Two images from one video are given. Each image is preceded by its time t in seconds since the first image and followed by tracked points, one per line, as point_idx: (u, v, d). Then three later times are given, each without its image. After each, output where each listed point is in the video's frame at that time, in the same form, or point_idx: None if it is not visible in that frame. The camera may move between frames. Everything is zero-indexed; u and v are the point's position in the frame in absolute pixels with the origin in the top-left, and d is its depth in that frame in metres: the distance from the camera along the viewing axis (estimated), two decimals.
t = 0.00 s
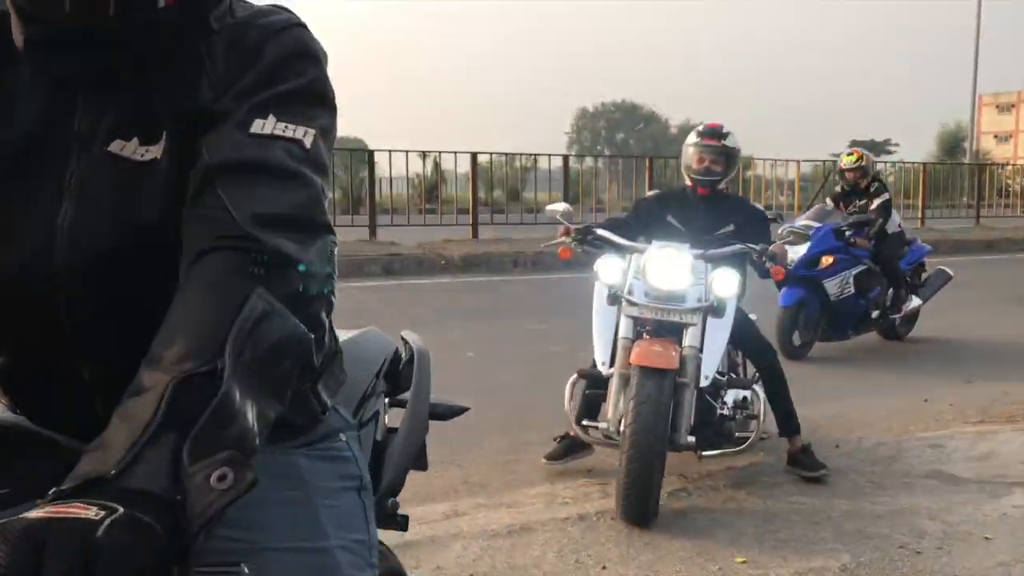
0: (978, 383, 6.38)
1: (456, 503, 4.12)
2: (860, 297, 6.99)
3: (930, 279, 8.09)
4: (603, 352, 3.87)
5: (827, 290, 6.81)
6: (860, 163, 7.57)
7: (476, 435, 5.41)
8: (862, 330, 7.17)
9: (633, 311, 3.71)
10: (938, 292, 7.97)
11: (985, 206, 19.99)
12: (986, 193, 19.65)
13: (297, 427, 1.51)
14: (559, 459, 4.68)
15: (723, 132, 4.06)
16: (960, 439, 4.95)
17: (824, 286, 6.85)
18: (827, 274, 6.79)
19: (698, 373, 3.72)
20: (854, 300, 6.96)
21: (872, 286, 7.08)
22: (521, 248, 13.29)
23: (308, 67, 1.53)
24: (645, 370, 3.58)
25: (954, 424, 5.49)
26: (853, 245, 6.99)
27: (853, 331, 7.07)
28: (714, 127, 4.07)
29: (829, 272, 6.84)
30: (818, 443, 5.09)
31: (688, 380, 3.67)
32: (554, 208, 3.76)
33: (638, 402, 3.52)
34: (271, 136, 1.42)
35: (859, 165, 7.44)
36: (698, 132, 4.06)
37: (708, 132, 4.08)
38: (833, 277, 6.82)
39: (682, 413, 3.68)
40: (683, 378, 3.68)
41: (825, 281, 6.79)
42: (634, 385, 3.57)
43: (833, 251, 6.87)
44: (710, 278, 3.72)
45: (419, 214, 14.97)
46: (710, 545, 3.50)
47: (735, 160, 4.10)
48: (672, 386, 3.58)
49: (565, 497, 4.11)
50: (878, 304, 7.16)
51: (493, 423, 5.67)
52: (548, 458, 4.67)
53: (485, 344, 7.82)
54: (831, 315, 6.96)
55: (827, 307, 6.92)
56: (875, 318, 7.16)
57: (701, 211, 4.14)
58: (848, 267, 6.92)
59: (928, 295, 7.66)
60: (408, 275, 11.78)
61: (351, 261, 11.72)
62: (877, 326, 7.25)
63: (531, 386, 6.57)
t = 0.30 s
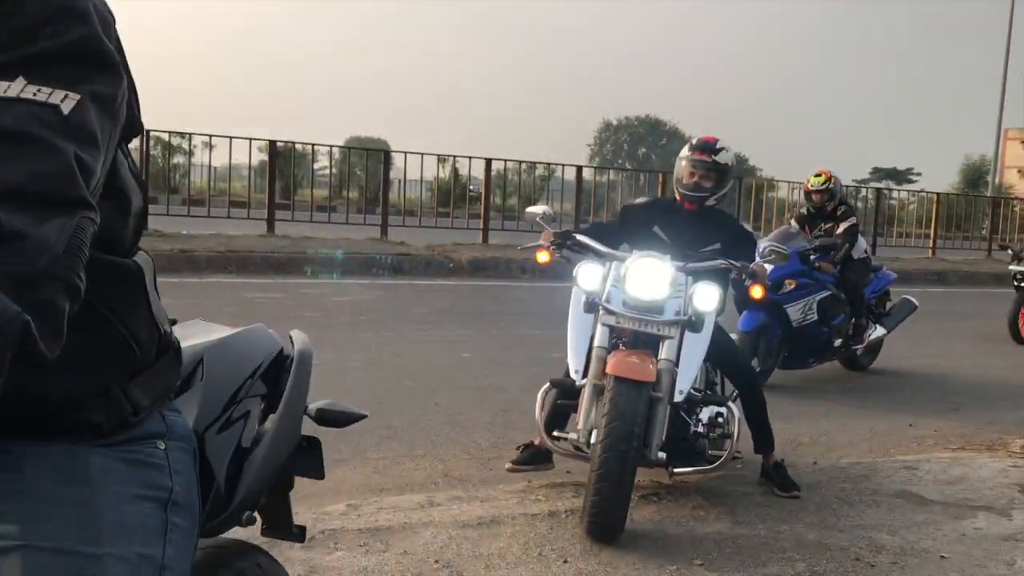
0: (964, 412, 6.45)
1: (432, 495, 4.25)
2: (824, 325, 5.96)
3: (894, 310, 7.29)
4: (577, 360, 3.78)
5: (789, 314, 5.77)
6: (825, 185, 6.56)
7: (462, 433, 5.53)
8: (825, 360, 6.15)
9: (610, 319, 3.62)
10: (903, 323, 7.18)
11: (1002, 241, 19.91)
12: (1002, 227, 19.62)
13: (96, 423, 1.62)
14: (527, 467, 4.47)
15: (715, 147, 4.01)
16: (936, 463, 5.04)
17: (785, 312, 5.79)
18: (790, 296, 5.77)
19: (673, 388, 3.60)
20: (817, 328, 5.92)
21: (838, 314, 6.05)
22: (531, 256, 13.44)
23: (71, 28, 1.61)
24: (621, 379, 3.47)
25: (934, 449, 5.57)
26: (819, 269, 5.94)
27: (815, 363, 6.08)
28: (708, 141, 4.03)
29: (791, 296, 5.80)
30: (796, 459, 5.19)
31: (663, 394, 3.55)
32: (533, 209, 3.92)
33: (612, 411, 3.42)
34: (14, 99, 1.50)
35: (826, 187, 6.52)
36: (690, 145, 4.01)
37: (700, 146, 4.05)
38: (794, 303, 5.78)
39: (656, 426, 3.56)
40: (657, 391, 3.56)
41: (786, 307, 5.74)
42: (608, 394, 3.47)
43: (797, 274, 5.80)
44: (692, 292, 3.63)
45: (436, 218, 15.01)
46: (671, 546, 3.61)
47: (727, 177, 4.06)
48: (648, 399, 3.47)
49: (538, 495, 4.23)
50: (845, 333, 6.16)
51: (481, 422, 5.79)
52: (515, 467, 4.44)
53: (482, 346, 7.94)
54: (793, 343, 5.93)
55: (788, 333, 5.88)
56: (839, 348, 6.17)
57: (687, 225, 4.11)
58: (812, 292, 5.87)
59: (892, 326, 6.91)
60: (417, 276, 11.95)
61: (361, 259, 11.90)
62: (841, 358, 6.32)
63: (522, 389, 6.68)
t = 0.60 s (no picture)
0: (975, 397, 6.46)
1: (437, 478, 4.38)
2: (808, 318, 5.95)
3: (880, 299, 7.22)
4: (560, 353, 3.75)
5: (773, 309, 5.75)
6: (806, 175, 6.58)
7: (471, 421, 5.65)
8: (810, 354, 6.16)
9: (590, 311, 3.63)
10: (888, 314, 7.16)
11: None
12: None
13: None
14: (511, 464, 4.46)
15: (694, 139, 4.11)
16: (939, 447, 5.09)
17: (769, 304, 5.78)
18: (773, 290, 5.73)
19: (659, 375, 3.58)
20: (802, 321, 5.91)
21: (822, 306, 6.05)
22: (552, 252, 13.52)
23: None
24: (597, 370, 3.43)
25: (940, 433, 5.61)
26: (801, 261, 5.93)
27: (799, 357, 6.09)
28: (686, 133, 4.12)
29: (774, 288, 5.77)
30: (799, 444, 5.26)
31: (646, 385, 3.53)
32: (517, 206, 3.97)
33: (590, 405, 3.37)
34: None
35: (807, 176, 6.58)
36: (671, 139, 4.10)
37: (678, 138, 4.14)
38: (779, 295, 5.76)
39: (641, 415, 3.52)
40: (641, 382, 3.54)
41: (770, 300, 5.72)
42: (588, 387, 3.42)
43: (779, 266, 5.78)
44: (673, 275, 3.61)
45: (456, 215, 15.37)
46: (666, 522, 3.72)
47: (707, 167, 4.15)
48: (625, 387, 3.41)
49: (541, 477, 4.35)
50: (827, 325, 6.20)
51: (491, 411, 5.90)
52: (499, 466, 4.44)
53: (496, 339, 8.06)
54: (776, 338, 5.92)
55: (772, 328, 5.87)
56: (824, 340, 6.20)
57: (670, 218, 4.21)
58: (796, 284, 5.85)
59: (878, 319, 6.93)
60: (437, 273, 12.07)
61: (382, 257, 12.05)
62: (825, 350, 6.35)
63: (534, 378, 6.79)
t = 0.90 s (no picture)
0: (969, 395, 6.53)
1: (432, 466, 4.51)
2: (782, 318, 6.09)
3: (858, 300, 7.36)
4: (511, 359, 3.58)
5: (749, 309, 5.86)
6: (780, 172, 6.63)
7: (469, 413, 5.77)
8: (786, 354, 6.33)
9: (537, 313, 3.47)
10: (867, 314, 7.29)
11: None
12: None
13: None
14: (476, 478, 4.04)
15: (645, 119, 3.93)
16: (926, 442, 5.18)
17: (745, 304, 5.89)
18: (749, 290, 5.82)
19: (608, 371, 3.40)
20: (776, 321, 6.05)
21: (796, 308, 6.20)
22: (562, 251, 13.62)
23: None
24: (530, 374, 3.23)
25: (931, 428, 5.70)
26: (776, 260, 6.03)
27: (776, 357, 6.25)
28: (637, 113, 3.94)
29: (751, 288, 5.86)
30: (789, 437, 5.35)
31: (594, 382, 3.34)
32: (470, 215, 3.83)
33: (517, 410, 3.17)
34: None
35: (780, 172, 6.63)
36: (623, 122, 3.92)
37: (628, 119, 3.93)
38: (754, 295, 5.86)
39: (590, 417, 3.32)
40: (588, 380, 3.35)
41: (746, 300, 5.82)
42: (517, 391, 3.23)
43: (755, 266, 5.85)
44: (613, 263, 3.45)
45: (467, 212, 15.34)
46: (649, 508, 3.83)
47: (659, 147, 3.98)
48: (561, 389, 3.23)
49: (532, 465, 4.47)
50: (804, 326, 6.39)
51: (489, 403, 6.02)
52: (462, 481, 4.02)
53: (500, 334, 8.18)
54: (752, 338, 6.07)
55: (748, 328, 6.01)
56: (800, 340, 6.35)
57: (624, 202, 4.07)
58: (770, 284, 5.96)
59: (858, 319, 7.06)
60: (447, 270, 12.20)
61: (393, 253, 12.20)
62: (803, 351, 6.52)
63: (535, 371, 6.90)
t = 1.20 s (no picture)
0: (959, 387, 6.59)
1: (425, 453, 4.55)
2: (761, 310, 6.21)
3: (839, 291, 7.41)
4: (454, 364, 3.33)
5: (728, 301, 5.98)
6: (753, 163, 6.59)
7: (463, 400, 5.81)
8: (769, 347, 6.45)
9: (455, 311, 3.19)
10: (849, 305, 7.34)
11: None
12: None
13: None
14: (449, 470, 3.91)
15: (568, 73, 3.47)
16: (914, 432, 5.24)
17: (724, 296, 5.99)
18: (727, 283, 5.92)
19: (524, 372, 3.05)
20: (756, 313, 6.16)
21: (775, 300, 6.32)
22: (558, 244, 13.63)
23: None
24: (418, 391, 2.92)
25: (920, 418, 5.76)
26: (753, 252, 6.14)
27: (758, 350, 6.36)
28: (558, 69, 3.48)
29: (729, 280, 5.96)
30: (780, 427, 5.40)
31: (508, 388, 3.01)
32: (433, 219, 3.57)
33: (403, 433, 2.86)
34: None
35: (753, 163, 6.60)
36: (545, 82, 3.47)
37: (551, 78, 3.47)
38: (733, 287, 5.96)
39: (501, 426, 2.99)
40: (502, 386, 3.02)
41: (725, 292, 5.92)
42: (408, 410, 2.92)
43: (733, 258, 5.95)
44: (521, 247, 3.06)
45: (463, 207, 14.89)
46: (639, 493, 3.89)
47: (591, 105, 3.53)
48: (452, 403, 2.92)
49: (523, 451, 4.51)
50: (785, 318, 6.47)
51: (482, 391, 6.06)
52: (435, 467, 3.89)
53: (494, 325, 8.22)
54: (733, 330, 6.19)
55: (728, 321, 6.13)
56: (782, 332, 6.46)
57: (563, 172, 3.65)
58: (748, 275, 6.06)
59: (839, 310, 7.11)
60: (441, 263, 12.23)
61: (388, 246, 12.23)
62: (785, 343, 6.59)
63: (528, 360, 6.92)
